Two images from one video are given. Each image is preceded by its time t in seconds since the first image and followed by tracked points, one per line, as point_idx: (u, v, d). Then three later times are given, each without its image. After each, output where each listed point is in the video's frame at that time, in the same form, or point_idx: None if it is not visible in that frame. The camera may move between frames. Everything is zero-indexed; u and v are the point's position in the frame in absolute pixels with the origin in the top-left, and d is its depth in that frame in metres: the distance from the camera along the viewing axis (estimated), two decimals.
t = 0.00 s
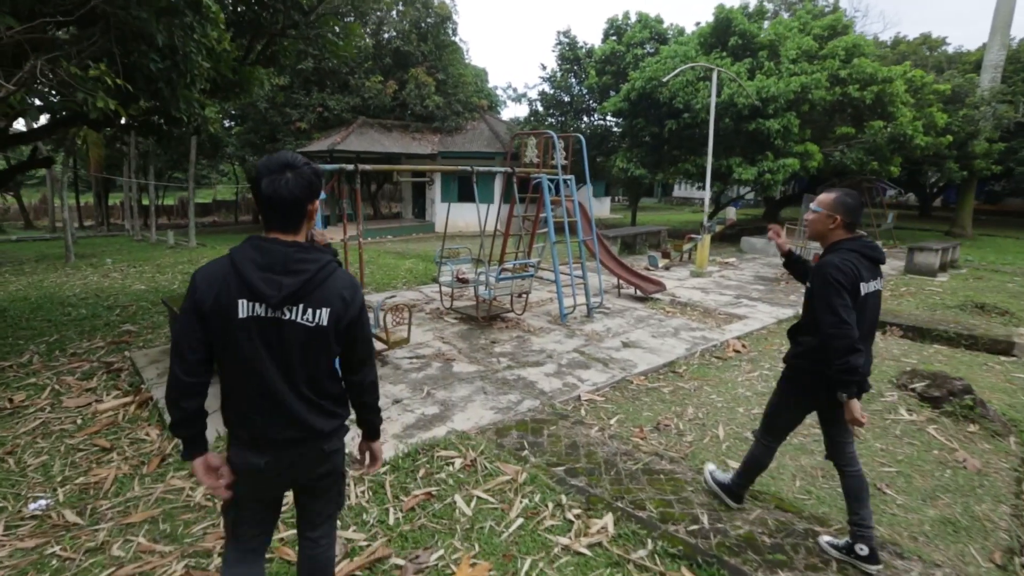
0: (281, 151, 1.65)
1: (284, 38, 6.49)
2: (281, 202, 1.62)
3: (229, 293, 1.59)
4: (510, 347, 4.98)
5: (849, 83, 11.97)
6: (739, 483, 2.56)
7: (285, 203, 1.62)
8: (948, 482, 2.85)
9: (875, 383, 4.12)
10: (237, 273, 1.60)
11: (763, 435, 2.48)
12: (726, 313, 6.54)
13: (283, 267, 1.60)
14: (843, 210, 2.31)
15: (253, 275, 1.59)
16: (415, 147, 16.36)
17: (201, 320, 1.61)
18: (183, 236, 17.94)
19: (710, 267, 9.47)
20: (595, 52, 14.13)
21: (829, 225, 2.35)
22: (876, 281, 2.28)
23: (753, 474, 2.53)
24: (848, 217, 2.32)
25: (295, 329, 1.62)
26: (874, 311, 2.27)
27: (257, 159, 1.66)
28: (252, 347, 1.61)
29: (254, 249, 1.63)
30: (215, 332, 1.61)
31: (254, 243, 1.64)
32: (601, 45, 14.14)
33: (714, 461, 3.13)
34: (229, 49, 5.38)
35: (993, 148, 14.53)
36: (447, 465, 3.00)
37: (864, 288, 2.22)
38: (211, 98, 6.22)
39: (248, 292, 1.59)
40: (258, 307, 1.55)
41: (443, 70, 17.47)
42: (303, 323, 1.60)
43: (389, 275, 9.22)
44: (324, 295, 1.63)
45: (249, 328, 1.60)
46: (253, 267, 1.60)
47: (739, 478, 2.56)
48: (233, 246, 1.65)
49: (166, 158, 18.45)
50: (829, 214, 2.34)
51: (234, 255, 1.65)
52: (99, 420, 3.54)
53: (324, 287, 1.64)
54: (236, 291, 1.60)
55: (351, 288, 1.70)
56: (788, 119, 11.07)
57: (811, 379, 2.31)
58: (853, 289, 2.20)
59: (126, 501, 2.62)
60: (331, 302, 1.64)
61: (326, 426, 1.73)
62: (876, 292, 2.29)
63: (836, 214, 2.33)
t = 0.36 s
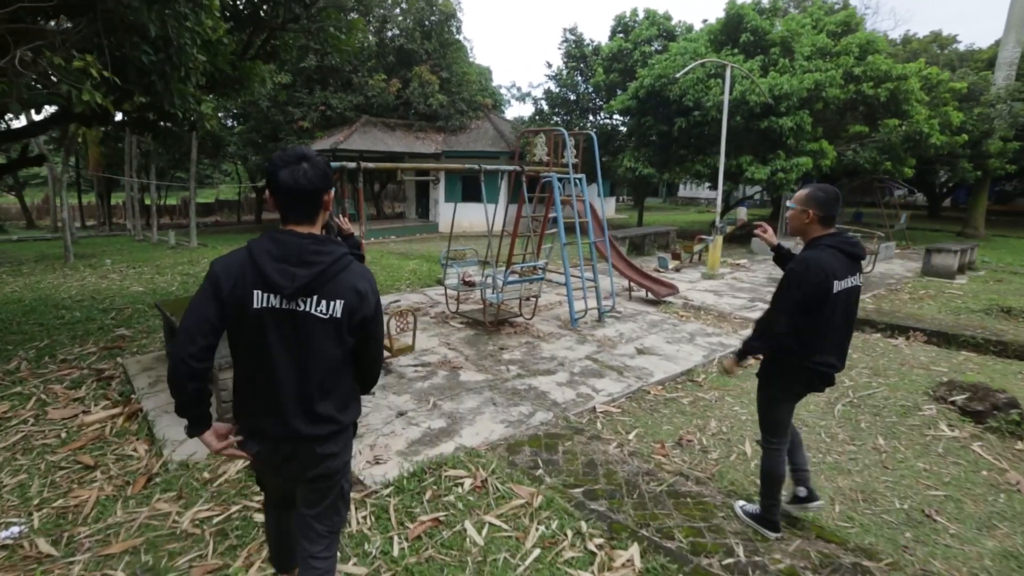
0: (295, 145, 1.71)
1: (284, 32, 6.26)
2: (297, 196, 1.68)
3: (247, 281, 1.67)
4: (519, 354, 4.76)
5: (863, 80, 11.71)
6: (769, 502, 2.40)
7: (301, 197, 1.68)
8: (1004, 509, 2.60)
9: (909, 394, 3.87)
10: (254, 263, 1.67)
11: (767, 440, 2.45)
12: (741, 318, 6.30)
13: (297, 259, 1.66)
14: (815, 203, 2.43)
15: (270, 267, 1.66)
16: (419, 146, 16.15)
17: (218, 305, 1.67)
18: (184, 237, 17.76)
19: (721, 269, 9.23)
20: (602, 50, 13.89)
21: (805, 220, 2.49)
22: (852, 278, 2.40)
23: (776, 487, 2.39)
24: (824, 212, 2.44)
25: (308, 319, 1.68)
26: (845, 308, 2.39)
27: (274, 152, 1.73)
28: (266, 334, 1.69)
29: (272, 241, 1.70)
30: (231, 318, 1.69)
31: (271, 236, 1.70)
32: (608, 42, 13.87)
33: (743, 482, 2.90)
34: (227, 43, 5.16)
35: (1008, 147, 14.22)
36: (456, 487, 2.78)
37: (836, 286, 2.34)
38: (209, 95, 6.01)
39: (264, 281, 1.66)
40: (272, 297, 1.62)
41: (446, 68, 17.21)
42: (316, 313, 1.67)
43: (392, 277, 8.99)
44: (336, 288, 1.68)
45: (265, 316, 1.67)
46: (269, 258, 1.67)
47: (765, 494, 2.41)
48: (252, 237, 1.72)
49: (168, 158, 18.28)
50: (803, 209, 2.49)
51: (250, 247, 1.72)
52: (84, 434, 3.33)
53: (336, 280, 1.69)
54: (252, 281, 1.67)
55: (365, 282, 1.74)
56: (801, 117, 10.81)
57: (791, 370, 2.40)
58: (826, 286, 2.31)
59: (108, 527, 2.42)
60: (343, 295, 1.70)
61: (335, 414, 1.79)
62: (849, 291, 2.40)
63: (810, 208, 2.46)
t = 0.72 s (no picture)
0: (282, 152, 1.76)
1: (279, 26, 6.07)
2: (281, 199, 1.72)
3: (243, 281, 1.77)
4: (523, 360, 4.55)
5: (873, 78, 11.51)
6: (796, 517, 2.22)
7: (286, 201, 1.72)
8: None
9: (937, 403, 3.65)
10: (249, 263, 1.76)
11: (771, 437, 2.36)
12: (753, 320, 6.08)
13: (281, 260, 1.71)
14: (801, 201, 2.34)
15: (259, 267, 1.74)
16: (420, 146, 15.96)
17: (222, 305, 1.81)
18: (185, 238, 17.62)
19: (729, 270, 9.02)
20: (606, 47, 13.70)
21: (791, 217, 2.38)
22: (836, 273, 2.29)
23: (794, 493, 2.24)
24: (810, 208, 2.34)
25: (294, 316, 1.71)
26: (830, 300, 2.29)
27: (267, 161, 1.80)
28: (259, 330, 1.76)
29: (264, 244, 1.78)
30: (233, 316, 1.81)
31: (265, 239, 1.79)
32: (612, 40, 13.67)
33: (768, 499, 2.67)
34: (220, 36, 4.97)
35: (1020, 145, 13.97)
36: (458, 506, 2.56)
37: (821, 281, 2.23)
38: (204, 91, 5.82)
39: (255, 281, 1.75)
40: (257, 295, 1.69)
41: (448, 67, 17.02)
42: (297, 310, 1.69)
43: (393, 278, 8.81)
44: (317, 285, 1.69)
45: (257, 314, 1.75)
46: (259, 260, 1.75)
47: (785, 503, 2.25)
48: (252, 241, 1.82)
49: (167, 159, 18.12)
50: (790, 207, 2.37)
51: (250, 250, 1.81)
52: (62, 446, 3.13)
53: (317, 278, 1.70)
54: (247, 281, 1.76)
55: (349, 279, 1.73)
56: (810, 114, 10.59)
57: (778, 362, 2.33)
58: (811, 282, 2.22)
59: (78, 554, 2.22)
60: (324, 292, 1.69)
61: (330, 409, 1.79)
62: (834, 285, 2.30)
63: (796, 207, 2.36)
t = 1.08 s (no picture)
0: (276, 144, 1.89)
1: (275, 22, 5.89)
2: (273, 188, 1.86)
3: (239, 265, 1.91)
4: (526, 367, 4.36)
5: (881, 77, 11.31)
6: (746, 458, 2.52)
7: (278, 189, 1.85)
8: None
9: (964, 416, 3.46)
10: (244, 247, 1.90)
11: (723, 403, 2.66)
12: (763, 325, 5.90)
13: (271, 244, 1.84)
14: (780, 203, 2.48)
15: (252, 250, 1.87)
16: (421, 146, 15.80)
17: (220, 288, 1.95)
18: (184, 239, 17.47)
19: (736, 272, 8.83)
20: (609, 46, 13.52)
21: (772, 218, 2.54)
22: (815, 271, 2.49)
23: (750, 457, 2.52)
24: (789, 211, 2.50)
25: (282, 297, 1.84)
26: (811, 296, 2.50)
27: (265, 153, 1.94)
28: (253, 311, 1.89)
29: (258, 229, 1.91)
30: (231, 296, 1.95)
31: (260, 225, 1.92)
32: (616, 39, 13.48)
33: (790, 522, 2.49)
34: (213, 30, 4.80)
35: None
36: (457, 531, 2.38)
37: (804, 277, 2.44)
38: (197, 88, 5.64)
39: (249, 264, 1.88)
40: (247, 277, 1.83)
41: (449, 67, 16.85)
42: (285, 291, 1.81)
43: (392, 280, 8.63)
44: (303, 267, 1.81)
45: (251, 295, 1.88)
46: (253, 245, 1.88)
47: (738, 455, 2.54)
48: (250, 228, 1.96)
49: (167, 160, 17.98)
50: (771, 208, 2.53)
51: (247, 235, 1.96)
52: (38, 462, 2.95)
53: (302, 261, 1.82)
54: (242, 264, 1.90)
55: (333, 262, 1.83)
56: (818, 112, 10.39)
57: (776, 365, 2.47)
58: (796, 278, 2.41)
59: None
60: (310, 274, 1.81)
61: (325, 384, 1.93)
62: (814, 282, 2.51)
63: (777, 208, 2.51)
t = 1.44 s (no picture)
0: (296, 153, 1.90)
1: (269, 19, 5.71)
2: (294, 198, 1.85)
3: (261, 267, 1.87)
4: (529, 379, 4.17)
5: (889, 76, 11.10)
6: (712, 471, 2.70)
7: (299, 198, 1.85)
8: None
9: (995, 436, 3.27)
10: (268, 249, 1.87)
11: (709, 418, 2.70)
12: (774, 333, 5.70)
13: (301, 247, 1.84)
14: (750, 215, 2.51)
15: (279, 252, 1.85)
16: (421, 147, 15.62)
17: (238, 292, 1.89)
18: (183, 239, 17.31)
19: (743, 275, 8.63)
20: (612, 45, 13.32)
21: (741, 229, 2.57)
22: (780, 280, 2.49)
23: (706, 455, 2.77)
24: (756, 223, 2.53)
25: (315, 296, 1.86)
26: (778, 304, 2.50)
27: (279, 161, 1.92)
28: (281, 312, 1.88)
29: (278, 233, 1.88)
30: (248, 301, 1.89)
31: (279, 227, 1.89)
32: (619, 37, 13.29)
33: (817, 556, 2.30)
34: (203, 27, 4.61)
35: None
36: (457, 568, 2.20)
37: (763, 287, 2.46)
38: (190, 87, 5.46)
39: (275, 266, 1.86)
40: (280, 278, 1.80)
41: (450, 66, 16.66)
42: (321, 290, 1.83)
43: (391, 283, 8.45)
44: (337, 267, 1.86)
45: (278, 297, 1.87)
46: (277, 247, 1.86)
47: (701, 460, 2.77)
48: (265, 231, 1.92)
49: (165, 160, 17.82)
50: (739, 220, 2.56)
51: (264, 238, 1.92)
52: (9, 485, 2.76)
53: (338, 262, 1.87)
54: (266, 267, 1.87)
55: (365, 261, 1.91)
56: (825, 111, 10.18)
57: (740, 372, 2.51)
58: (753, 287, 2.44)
59: None
60: (344, 273, 1.87)
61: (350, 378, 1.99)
62: (780, 291, 2.51)
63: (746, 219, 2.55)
